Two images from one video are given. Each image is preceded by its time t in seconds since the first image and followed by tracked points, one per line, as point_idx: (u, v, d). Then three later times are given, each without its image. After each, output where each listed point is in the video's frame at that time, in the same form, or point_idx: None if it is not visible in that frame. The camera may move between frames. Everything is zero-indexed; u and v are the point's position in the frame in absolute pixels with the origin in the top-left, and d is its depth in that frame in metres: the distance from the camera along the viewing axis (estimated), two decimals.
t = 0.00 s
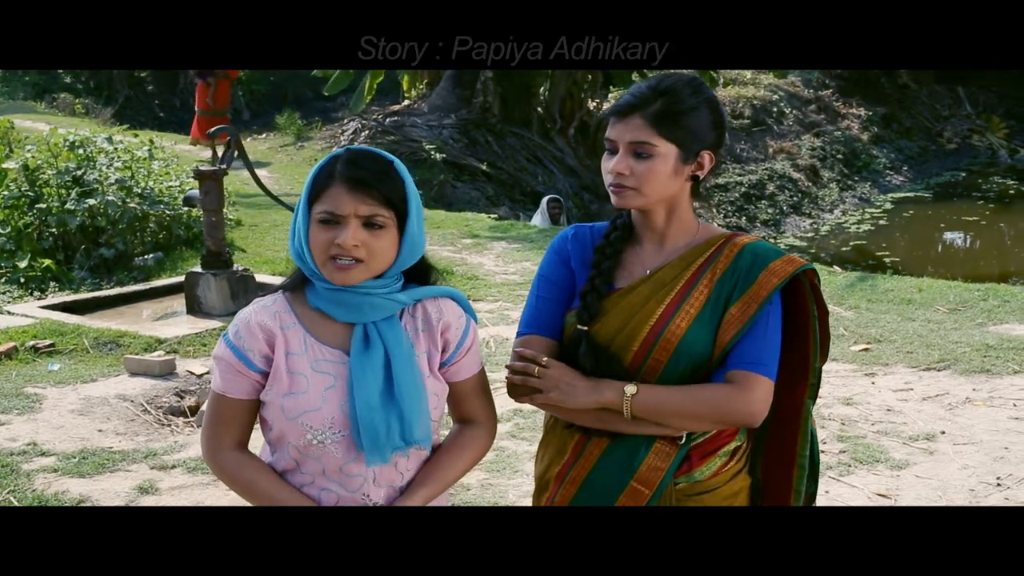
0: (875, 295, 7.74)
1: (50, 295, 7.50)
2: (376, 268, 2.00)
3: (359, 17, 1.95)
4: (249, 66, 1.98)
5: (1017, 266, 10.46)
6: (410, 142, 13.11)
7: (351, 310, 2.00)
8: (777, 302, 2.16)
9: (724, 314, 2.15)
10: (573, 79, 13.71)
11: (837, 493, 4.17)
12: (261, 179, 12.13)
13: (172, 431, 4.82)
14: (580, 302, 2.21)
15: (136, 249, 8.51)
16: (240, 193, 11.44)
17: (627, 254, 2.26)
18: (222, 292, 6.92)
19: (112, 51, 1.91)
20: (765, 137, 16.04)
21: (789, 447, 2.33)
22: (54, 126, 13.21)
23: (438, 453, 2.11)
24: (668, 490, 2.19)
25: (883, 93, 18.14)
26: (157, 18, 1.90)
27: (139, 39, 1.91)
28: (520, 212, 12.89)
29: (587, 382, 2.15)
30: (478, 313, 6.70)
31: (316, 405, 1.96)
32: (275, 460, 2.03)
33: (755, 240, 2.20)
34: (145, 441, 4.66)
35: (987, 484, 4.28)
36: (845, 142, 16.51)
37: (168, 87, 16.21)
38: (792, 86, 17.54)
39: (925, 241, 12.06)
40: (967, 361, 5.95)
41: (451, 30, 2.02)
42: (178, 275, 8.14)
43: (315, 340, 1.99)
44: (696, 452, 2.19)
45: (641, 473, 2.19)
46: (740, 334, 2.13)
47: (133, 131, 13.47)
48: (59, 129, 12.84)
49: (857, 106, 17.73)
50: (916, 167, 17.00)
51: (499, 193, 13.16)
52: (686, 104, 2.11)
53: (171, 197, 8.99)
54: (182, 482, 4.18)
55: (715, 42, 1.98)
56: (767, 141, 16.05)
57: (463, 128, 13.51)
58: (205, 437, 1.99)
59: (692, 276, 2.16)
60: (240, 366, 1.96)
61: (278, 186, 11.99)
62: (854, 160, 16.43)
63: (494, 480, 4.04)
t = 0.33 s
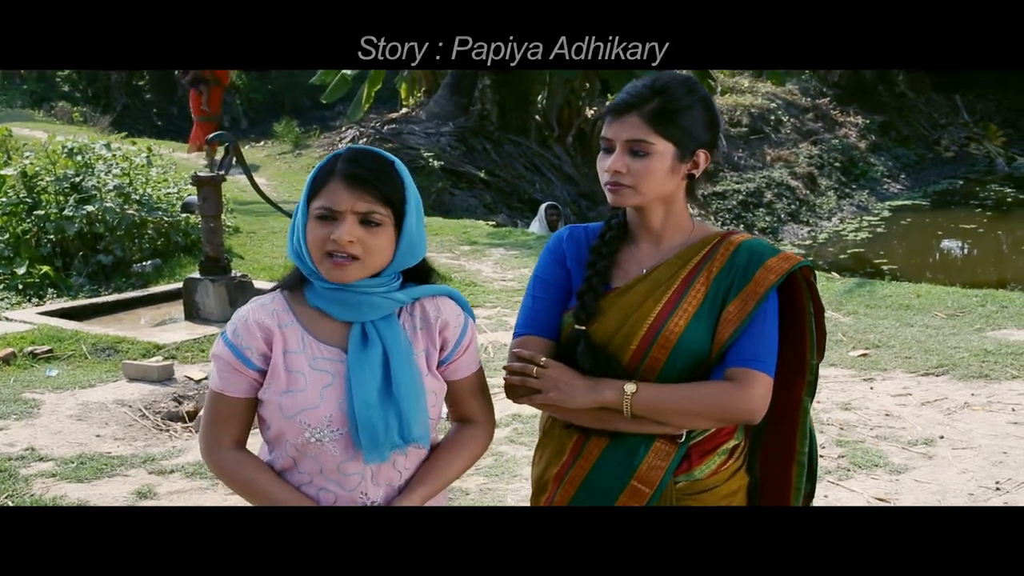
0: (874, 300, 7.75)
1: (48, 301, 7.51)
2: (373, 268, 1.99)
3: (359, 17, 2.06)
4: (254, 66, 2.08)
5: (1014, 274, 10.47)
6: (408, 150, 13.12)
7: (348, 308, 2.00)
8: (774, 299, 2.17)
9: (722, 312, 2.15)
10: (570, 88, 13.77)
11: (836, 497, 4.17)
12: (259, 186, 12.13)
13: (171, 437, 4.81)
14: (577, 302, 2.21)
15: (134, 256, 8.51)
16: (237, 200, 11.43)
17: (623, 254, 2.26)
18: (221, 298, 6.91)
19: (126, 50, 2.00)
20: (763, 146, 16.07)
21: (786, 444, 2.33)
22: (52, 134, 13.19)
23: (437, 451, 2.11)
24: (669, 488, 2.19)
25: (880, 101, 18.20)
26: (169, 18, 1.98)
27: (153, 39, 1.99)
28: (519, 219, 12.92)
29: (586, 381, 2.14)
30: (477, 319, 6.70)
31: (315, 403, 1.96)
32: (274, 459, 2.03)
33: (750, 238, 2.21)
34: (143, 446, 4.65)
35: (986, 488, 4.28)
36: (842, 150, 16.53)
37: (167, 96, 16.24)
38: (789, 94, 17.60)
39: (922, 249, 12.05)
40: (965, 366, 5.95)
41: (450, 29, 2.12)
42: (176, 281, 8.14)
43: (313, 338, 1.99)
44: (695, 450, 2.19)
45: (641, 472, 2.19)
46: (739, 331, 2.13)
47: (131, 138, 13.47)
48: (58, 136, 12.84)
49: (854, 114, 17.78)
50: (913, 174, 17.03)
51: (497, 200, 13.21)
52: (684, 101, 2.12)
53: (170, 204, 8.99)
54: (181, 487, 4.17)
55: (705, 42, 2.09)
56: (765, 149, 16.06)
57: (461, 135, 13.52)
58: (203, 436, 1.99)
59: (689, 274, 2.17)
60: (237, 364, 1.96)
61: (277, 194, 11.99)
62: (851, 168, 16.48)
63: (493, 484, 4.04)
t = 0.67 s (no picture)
0: (874, 306, 7.76)
1: (49, 307, 7.52)
2: (395, 263, 2.03)
3: (359, 17, 2.10)
4: (255, 66, 2.12)
5: (1015, 281, 10.46)
6: (408, 157, 13.13)
7: (353, 307, 2.00)
8: (774, 298, 2.18)
9: (722, 311, 2.16)
10: (570, 96, 13.79)
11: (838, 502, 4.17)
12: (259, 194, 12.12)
13: (171, 442, 4.81)
14: (577, 303, 2.21)
15: (134, 262, 8.51)
16: (237, 207, 11.43)
17: (619, 255, 2.27)
18: (221, 303, 6.91)
19: (132, 52, 2.03)
20: (763, 152, 16.03)
21: (783, 441, 2.33)
22: (52, 140, 13.19)
23: (439, 450, 2.11)
24: (672, 487, 2.19)
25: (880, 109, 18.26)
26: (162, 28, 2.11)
27: (159, 42, 2.01)
28: (519, 226, 12.90)
29: (589, 383, 2.15)
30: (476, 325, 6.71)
31: (318, 403, 1.97)
32: (276, 460, 2.03)
33: (749, 236, 2.23)
34: (143, 451, 4.65)
35: (987, 493, 4.28)
36: (842, 157, 16.53)
37: (167, 104, 16.25)
38: (790, 102, 17.61)
39: (923, 256, 12.03)
40: (966, 371, 5.95)
41: (451, 30, 2.15)
42: (176, 287, 8.15)
43: (315, 338, 2.00)
44: (698, 449, 2.20)
45: (645, 472, 2.19)
46: (740, 330, 2.14)
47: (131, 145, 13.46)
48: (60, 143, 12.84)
49: (854, 122, 17.80)
50: (913, 182, 17.03)
51: (497, 208, 13.17)
52: (695, 98, 2.16)
53: (170, 210, 8.99)
54: (181, 492, 4.17)
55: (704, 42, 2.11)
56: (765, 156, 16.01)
57: (461, 142, 13.52)
58: (205, 438, 1.99)
59: (690, 272, 2.17)
60: (240, 365, 1.96)
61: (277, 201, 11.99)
62: (851, 175, 16.49)
63: (494, 488, 4.04)
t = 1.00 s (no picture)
0: (875, 311, 7.76)
1: (49, 312, 7.53)
2: (399, 260, 2.05)
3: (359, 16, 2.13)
4: (257, 66, 2.14)
5: (1015, 288, 10.46)
6: (408, 163, 13.12)
7: (357, 308, 2.01)
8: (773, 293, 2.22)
9: (722, 308, 2.20)
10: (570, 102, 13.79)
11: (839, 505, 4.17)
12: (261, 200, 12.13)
13: (172, 446, 4.82)
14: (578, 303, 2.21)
15: (135, 268, 8.52)
16: (237, 213, 11.44)
17: (614, 254, 2.27)
18: (221, 308, 6.92)
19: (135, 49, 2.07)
20: (763, 160, 15.99)
21: (780, 434, 2.37)
22: (52, 147, 13.19)
23: (442, 450, 2.12)
24: (679, 484, 2.22)
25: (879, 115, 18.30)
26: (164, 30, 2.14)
27: (165, 41, 2.05)
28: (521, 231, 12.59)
29: (596, 383, 2.15)
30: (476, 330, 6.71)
31: (324, 403, 1.97)
32: (280, 460, 2.04)
33: (744, 234, 2.26)
34: (144, 455, 4.66)
35: (989, 497, 4.28)
36: (842, 165, 16.53)
37: (168, 111, 16.27)
38: (790, 109, 17.61)
39: (923, 264, 12.00)
40: (967, 376, 5.96)
41: (451, 29, 2.19)
42: (177, 293, 8.15)
43: (321, 339, 2.01)
44: (702, 446, 2.23)
45: (651, 470, 2.21)
46: (741, 327, 2.19)
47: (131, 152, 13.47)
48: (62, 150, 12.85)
49: (854, 129, 17.81)
50: (913, 189, 17.02)
51: (498, 214, 13.01)
52: (690, 97, 2.18)
53: (170, 216, 9.00)
54: (182, 496, 4.18)
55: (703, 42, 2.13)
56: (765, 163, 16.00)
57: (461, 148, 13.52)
58: (210, 439, 1.99)
59: (690, 270, 2.20)
60: (246, 366, 1.97)
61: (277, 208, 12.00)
62: (851, 182, 16.49)
63: (495, 493, 4.04)
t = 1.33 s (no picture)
0: (875, 314, 7.76)
1: (49, 316, 7.52)
2: (389, 261, 2.04)
3: (359, 17, 2.13)
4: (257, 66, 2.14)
5: (1015, 293, 10.45)
6: (408, 168, 13.09)
7: (355, 309, 2.01)
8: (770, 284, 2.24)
9: (723, 301, 2.21)
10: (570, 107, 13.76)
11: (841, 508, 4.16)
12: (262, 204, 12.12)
13: (172, 449, 4.82)
14: (580, 302, 2.20)
15: (135, 272, 8.51)
16: (238, 217, 11.43)
17: (611, 251, 2.27)
18: (222, 312, 6.92)
19: (133, 50, 2.07)
20: (763, 165, 15.98)
21: (774, 423, 2.39)
22: (52, 152, 13.17)
23: (444, 449, 2.12)
24: (689, 477, 2.24)
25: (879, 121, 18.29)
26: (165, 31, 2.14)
27: (163, 44, 2.06)
28: (521, 237, 12.76)
29: (607, 380, 2.15)
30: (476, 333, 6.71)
31: (326, 407, 1.97)
32: (284, 462, 2.04)
33: (737, 227, 2.28)
34: (144, 458, 4.66)
35: (989, 498, 4.28)
36: (842, 170, 16.51)
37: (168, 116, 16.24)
38: (790, 114, 17.59)
39: (924, 269, 11.98)
40: (967, 379, 5.95)
41: (451, 30, 2.19)
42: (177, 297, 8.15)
43: (322, 342, 2.01)
44: (708, 439, 2.26)
45: (662, 466, 2.23)
46: (741, 320, 2.19)
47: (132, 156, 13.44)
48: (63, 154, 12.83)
49: (854, 134, 17.79)
50: (913, 195, 17.00)
51: (498, 220, 12.96)
52: (677, 96, 2.18)
53: (171, 220, 8.99)
54: (182, 498, 4.17)
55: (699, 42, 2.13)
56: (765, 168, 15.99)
57: (462, 153, 13.51)
58: (213, 442, 1.99)
59: (689, 265, 2.21)
60: (247, 370, 1.97)
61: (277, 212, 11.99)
62: (851, 187, 16.48)
63: (495, 495, 4.04)
